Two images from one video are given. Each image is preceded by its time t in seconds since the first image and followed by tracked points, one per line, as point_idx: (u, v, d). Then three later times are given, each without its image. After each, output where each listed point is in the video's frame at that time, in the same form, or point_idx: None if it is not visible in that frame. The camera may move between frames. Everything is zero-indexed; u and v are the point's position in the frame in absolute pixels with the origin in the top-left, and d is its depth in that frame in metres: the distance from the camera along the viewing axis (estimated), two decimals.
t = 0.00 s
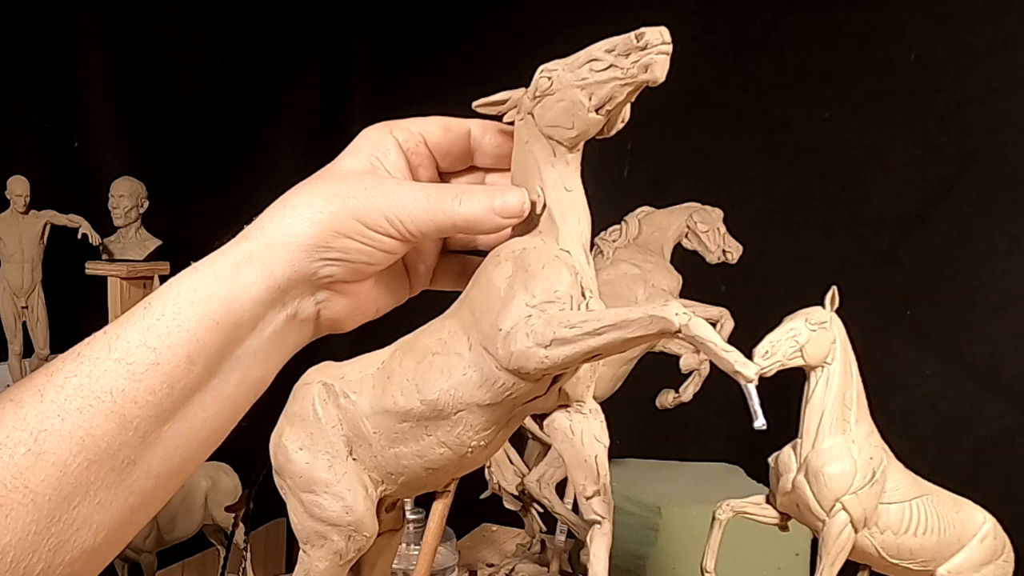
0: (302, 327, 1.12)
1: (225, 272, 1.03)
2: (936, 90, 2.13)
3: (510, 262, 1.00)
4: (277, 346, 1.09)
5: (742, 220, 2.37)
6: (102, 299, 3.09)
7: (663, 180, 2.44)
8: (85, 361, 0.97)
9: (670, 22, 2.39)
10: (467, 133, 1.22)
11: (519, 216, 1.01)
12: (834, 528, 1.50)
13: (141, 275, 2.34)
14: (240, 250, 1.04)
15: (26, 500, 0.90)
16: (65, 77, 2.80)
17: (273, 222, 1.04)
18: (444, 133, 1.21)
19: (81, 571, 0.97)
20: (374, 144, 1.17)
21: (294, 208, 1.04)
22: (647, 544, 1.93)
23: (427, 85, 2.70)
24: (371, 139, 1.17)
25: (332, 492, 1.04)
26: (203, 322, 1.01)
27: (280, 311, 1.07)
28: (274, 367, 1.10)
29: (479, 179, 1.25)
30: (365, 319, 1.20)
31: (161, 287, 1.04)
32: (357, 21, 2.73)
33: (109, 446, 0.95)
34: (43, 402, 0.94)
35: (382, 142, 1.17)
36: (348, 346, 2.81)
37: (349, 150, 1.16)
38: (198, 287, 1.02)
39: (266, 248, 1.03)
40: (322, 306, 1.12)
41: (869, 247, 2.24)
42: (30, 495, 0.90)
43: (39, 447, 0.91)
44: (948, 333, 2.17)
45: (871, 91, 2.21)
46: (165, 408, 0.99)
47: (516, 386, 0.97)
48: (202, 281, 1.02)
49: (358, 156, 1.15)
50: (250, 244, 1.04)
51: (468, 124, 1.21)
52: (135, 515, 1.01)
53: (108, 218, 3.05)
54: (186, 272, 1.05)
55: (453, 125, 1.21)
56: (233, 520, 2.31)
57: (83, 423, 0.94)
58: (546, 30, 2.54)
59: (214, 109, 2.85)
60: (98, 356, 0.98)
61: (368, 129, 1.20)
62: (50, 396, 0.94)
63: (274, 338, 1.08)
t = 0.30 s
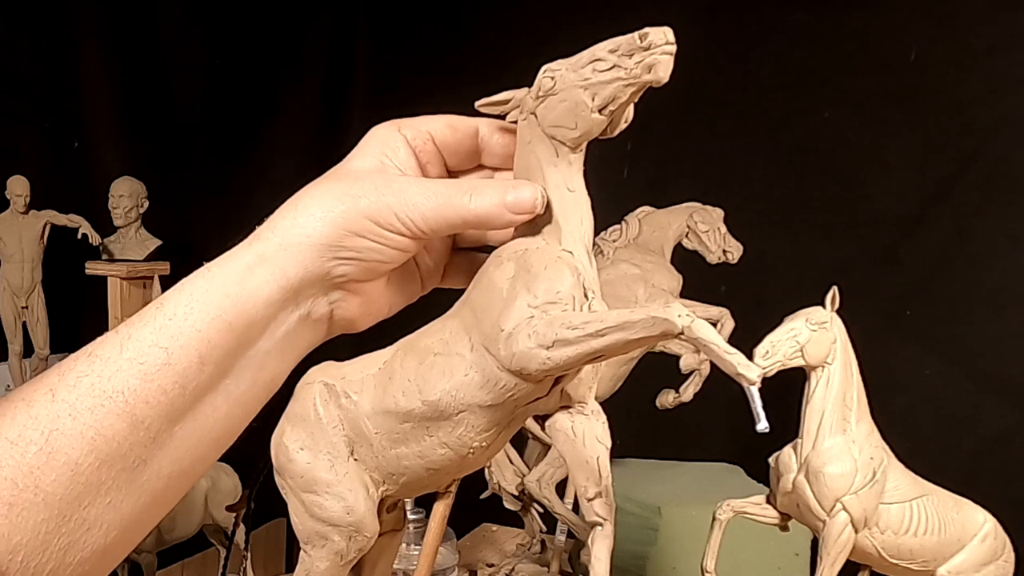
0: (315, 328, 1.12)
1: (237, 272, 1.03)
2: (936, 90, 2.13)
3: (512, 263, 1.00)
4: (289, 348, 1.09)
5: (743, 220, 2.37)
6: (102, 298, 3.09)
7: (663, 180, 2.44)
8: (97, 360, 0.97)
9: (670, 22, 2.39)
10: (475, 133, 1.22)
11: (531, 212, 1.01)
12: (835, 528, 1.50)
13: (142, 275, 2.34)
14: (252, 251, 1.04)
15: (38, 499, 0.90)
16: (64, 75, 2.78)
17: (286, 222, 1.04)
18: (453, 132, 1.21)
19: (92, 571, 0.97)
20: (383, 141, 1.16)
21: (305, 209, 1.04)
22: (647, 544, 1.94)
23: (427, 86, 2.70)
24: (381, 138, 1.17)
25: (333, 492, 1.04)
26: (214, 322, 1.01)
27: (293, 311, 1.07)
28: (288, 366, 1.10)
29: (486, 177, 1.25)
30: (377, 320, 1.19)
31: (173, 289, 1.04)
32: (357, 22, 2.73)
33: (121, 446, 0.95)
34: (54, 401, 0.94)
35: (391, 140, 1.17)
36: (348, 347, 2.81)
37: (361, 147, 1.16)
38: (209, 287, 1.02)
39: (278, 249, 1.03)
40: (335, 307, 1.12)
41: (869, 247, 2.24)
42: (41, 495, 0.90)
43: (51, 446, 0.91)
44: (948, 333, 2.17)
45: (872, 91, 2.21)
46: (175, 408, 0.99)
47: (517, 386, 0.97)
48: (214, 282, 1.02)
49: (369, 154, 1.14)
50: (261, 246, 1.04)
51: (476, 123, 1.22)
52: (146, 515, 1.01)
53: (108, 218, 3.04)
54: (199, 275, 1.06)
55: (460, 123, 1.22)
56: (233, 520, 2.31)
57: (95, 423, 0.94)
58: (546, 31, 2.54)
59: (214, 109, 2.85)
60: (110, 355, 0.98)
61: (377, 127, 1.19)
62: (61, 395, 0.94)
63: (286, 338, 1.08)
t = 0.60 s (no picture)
0: (317, 333, 1.13)
1: (241, 276, 1.03)
2: (936, 90, 2.14)
3: (510, 263, 1.01)
4: (290, 350, 1.09)
5: (743, 219, 2.37)
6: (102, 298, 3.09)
7: (664, 179, 2.44)
8: (97, 364, 0.97)
9: (670, 22, 2.39)
10: (477, 132, 1.22)
11: (538, 218, 1.02)
12: (834, 528, 1.50)
13: (142, 275, 2.34)
14: (255, 254, 1.04)
15: (37, 504, 0.90)
16: (65, 75, 2.81)
17: (291, 226, 1.04)
18: (455, 131, 1.21)
19: None
20: (386, 142, 1.17)
21: (311, 212, 1.04)
22: (647, 544, 1.94)
23: (428, 85, 2.69)
24: (383, 137, 1.17)
25: (329, 492, 1.04)
26: (216, 327, 1.01)
27: (298, 314, 1.08)
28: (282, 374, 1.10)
29: (486, 177, 1.25)
30: (379, 318, 1.20)
31: (175, 289, 1.04)
32: (357, 21, 2.73)
33: (120, 451, 0.95)
34: (54, 405, 0.94)
35: (394, 140, 1.17)
36: (348, 347, 2.81)
37: (363, 147, 1.16)
38: (213, 292, 1.02)
39: (282, 253, 1.04)
40: (339, 309, 1.13)
41: (869, 246, 2.24)
42: (40, 500, 0.90)
43: (50, 451, 0.91)
44: (949, 333, 2.17)
45: (872, 91, 2.21)
46: (176, 414, 0.99)
47: (514, 387, 0.97)
48: (217, 286, 1.03)
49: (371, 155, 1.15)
50: (265, 250, 1.04)
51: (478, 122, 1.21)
52: (146, 518, 1.01)
53: (108, 218, 3.04)
54: (201, 275, 1.06)
55: (463, 122, 1.21)
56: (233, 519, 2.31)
57: (94, 428, 0.94)
58: (546, 30, 2.53)
59: (213, 108, 2.84)
60: (110, 359, 0.98)
61: (379, 126, 1.19)
62: (61, 400, 0.94)
63: (290, 341, 1.09)
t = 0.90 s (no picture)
0: (321, 337, 1.12)
1: (248, 287, 1.03)
2: (936, 90, 2.13)
3: (513, 262, 1.01)
4: (293, 358, 1.09)
5: (743, 219, 2.37)
6: (102, 298, 3.09)
7: (663, 179, 2.44)
8: (101, 373, 0.96)
9: (670, 22, 2.39)
10: (470, 133, 1.22)
11: (537, 195, 1.03)
12: (834, 528, 1.50)
13: (141, 276, 2.34)
14: (262, 266, 1.04)
15: (38, 511, 0.89)
16: (66, 75, 2.81)
17: (297, 236, 1.04)
18: (450, 134, 1.21)
19: None
20: (382, 147, 1.16)
21: (317, 223, 1.04)
22: (647, 544, 1.94)
23: (428, 85, 2.69)
24: (378, 141, 1.17)
25: (337, 493, 1.04)
26: (223, 338, 1.00)
27: (304, 325, 1.07)
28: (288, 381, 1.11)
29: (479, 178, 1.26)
30: (379, 321, 1.21)
31: (178, 301, 1.03)
32: (357, 21, 2.73)
33: (123, 459, 0.95)
34: (56, 413, 0.93)
35: (389, 144, 1.17)
36: (348, 347, 2.81)
37: (358, 153, 1.15)
38: (218, 303, 1.02)
39: (290, 265, 1.03)
40: (342, 316, 1.13)
41: (869, 247, 2.24)
42: (42, 508, 0.90)
43: (52, 459, 0.91)
44: (949, 333, 2.17)
45: (872, 91, 2.21)
46: (181, 423, 0.99)
47: (522, 384, 0.98)
48: (223, 298, 1.02)
49: (368, 161, 1.14)
50: (272, 262, 1.03)
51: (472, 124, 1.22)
52: (144, 523, 1.01)
53: (107, 218, 3.05)
54: (204, 286, 1.05)
55: (457, 124, 1.22)
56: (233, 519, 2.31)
57: (97, 436, 0.93)
58: (547, 30, 2.53)
59: (212, 108, 2.84)
60: (114, 367, 0.97)
61: (372, 130, 1.19)
62: (64, 407, 0.93)
63: (295, 350, 1.08)
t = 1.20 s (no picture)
0: (331, 335, 1.12)
1: (257, 289, 1.03)
2: (936, 91, 2.13)
3: (515, 262, 1.01)
4: (300, 358, 1.09)
5: (743, 219, 2.37)
6: (102, 298, 3.09)
7: (663, 180, 2.44)
8: (110, 372, 0.97)
9: (670, 22, 2.39)
10: (470, 130, 1.23)
11: (532, 156, 1.04)
12: (834, 528, 1.50)
13: (141, 275, 2.34)
14: (270, 267, 1.04)
15: (47, 510, 0.91)
16: (65, 75, 2.81)
17: (305, 235, 1.03)
18: (450, 129, 1.22)
19: None
20: (382, 141, 1.16)
21: (324, 223, 1.03)
22: (647, 544, 1.94)
23: (428, 85, 2.70)
24: (377, 135, 1.17)
25: (341, 493, 1.04)
26: (232, 341, 1.01)
27: (315, 325, 1.07)
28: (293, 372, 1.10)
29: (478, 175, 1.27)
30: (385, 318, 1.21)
31: (186, 302, 1.03)
32: (357, 21, 2.73)
33: (132, 458, 0.96)
34: (66, 411, 0.94)
35: (388, 137, 1.17)
36: (348, 347, 2.81)
37: (359, 149, 1.15)
38: (227, 304, 1.02)
39: (298, 267, 1.03)
40: (352, 316, 1.12)
41: (869, 247, 2.24)
42: (51, 506, 0.91)
43: (61, 458, 0.92)
44: (949, 333, 2.16)
45: (872, 91, 2.20)
46: (190, 423, 0.99)
47: (525, 383, 0.98)
48: (231, 299, 1.02)
49: (369, 157, 1.14)
50: (281, 263, 1.03)
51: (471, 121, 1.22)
52: (152, 521, 1.02)
53: (108, 218, 3.05)
54: (212, 287, 1.04)
55: (457, 120, 1.22)
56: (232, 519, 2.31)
57: (106, 435, 0.94)
58: (547, 30, 2.53)
59: (212, 108, 2.84)
60: (123, 367, 0.98)
61: (372, 124, 1.19)
62: (73, 406, 0.94)
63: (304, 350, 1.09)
